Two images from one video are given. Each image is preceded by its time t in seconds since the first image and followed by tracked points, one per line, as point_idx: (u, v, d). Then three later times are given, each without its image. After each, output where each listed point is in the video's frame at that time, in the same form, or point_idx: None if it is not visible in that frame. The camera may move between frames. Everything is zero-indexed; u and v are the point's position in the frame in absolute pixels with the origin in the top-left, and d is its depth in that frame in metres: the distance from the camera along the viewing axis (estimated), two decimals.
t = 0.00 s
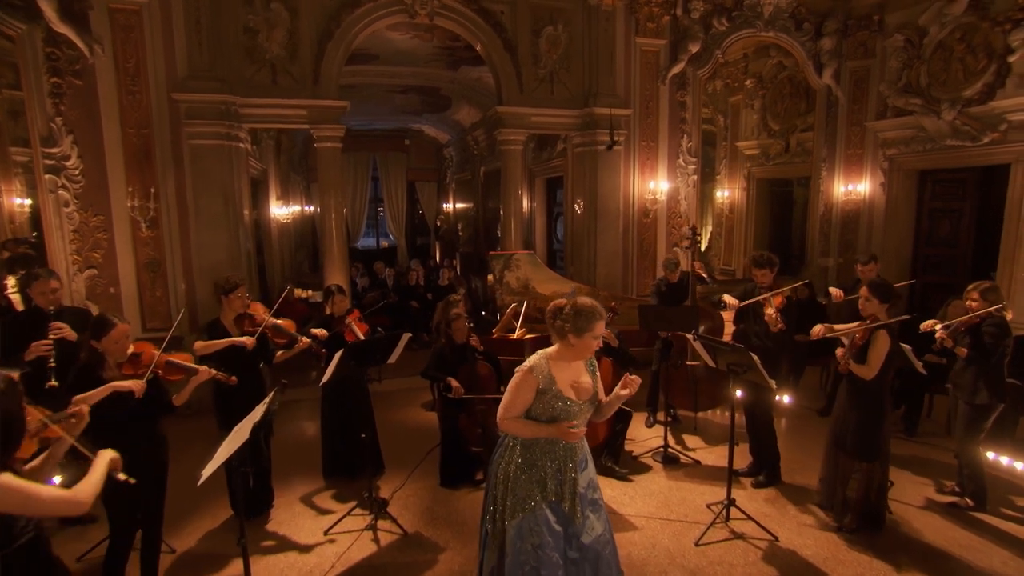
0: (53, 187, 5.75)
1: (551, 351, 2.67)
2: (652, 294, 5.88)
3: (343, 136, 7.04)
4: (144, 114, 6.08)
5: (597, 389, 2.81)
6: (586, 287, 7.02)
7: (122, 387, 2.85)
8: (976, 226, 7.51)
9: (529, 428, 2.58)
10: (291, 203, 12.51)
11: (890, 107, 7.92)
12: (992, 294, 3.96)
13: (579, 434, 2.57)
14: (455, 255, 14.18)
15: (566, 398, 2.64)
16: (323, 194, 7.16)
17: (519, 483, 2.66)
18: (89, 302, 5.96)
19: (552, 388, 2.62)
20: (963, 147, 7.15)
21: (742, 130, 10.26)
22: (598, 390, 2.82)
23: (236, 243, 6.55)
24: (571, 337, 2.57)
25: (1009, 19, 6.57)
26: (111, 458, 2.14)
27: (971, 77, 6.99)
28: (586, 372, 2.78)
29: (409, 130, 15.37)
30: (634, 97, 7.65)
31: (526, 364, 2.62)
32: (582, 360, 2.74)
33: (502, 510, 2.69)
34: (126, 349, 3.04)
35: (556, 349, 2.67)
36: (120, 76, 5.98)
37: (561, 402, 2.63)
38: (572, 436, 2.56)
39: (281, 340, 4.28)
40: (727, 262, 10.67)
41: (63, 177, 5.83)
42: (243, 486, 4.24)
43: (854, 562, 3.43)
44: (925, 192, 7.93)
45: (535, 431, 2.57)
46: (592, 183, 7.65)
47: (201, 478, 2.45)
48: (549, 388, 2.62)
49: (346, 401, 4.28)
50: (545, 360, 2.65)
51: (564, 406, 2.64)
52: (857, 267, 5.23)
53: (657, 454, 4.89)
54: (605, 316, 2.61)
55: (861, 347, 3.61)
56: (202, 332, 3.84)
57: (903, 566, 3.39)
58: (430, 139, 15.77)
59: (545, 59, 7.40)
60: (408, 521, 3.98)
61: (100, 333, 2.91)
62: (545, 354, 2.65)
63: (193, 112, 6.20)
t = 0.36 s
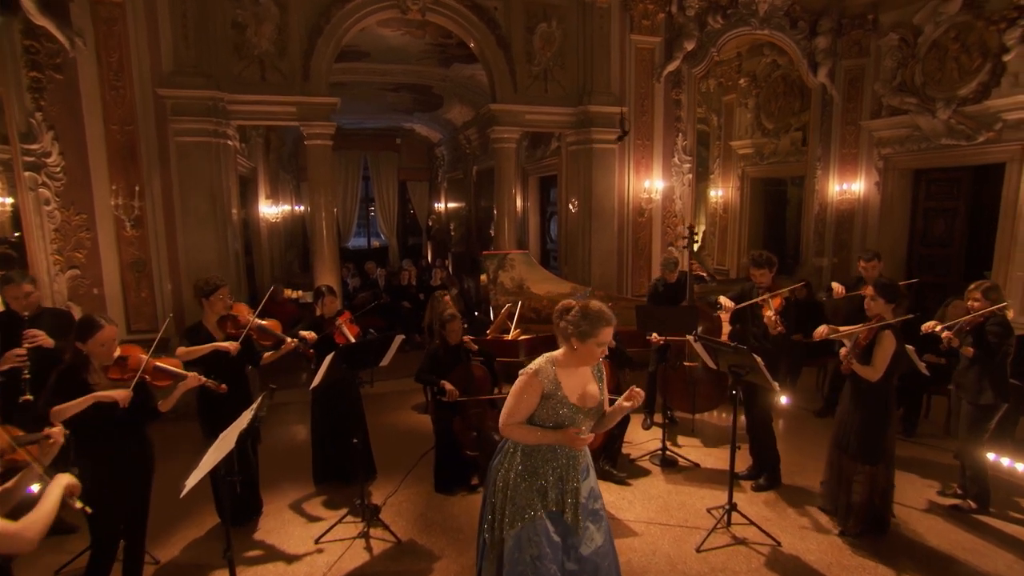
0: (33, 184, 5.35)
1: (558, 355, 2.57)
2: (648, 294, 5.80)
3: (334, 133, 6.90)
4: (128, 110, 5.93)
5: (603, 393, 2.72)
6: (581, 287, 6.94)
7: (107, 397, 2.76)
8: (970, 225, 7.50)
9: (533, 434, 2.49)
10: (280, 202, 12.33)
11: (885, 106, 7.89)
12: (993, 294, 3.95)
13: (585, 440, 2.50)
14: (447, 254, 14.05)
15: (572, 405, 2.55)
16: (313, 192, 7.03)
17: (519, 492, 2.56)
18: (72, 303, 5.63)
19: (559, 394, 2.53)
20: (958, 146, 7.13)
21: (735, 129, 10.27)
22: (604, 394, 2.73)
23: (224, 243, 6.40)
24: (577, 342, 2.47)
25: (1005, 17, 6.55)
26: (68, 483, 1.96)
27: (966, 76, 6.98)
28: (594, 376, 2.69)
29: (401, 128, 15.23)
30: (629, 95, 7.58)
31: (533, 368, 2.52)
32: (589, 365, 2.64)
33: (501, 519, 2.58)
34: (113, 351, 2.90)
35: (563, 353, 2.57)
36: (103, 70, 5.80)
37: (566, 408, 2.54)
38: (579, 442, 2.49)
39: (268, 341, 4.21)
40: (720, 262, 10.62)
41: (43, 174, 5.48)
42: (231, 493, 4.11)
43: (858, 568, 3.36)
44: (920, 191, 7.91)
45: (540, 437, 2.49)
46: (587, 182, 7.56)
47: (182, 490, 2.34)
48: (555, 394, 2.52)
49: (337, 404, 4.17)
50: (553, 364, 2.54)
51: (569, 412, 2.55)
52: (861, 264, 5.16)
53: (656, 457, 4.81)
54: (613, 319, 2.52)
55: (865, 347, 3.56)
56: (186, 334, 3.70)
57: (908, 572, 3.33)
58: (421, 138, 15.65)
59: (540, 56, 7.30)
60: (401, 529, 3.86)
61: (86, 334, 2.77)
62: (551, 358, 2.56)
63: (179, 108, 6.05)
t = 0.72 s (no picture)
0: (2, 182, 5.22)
1: (550, 362, 2.51)
2: (637, 294, 5.73)
3: (316, 131, 6.75)
4: (99, 105, 5.70)
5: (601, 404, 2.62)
6: (568, 288, 6.86)
7: (79, 404, 2.59)
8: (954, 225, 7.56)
9: (526, 443, 2.39)
10: (261, 202, 12.07)
11: (870, 107, 7.93)
12: (982, 293, 3.95)
13: (579, 446, 2.35)
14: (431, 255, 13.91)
15: (564, 413, 2.47)
16: (295, 192, 6.85)
17: (506, 501, 2.49)
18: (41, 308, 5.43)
19: (550, 402, 2.45)
20: (942, 147, 7.18)
21: (720, 130, 10.28)
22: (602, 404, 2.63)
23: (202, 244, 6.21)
24: (567, 346, 2.41)
25: (986, 19, 6.60)
26: (24, 487, 1.80)
27: (949, 77, 7.02)
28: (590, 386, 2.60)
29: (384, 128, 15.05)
30: (616, 94, 7.52)
31: (523, 375, 2.45)
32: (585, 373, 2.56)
33: (486, 528, 2.52)
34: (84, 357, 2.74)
35: (555, 360, 2.50)
36: (72, 64, 5.58)
37: (559, 417, 2.46)
38: (573, 448, 2.34)
39: (247, 349, 4.00)
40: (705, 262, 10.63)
41: (10, 172, 5.32)
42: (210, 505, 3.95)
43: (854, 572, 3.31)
44: (903, 192, 7.97)
45: (533, 445, 2.38)
46: (573, 182, 7.49)
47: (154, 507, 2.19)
48: (546, 402, 2.44)
49: (320, 411, 4.02)
50: (544, 371, 2.47)
51: (562, 421, 2.46)
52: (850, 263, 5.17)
53: (647, 461, 4.74)
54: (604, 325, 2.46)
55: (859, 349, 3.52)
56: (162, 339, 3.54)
57: None
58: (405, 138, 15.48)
59: (526, 54, 7.19)
60: (387, 539, 3.74)
61: (56, 338, 2.62)
62: (542, 365, 2.49)
63: (154, 104, 5.84)
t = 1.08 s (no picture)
0: None
1: (531, 374, 2.44)
2: (619, 296, 5.67)
3: (288, 129, 6.53)
4: (57, 101, 5.43)
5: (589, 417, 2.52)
6: (548, 290, 6.78)
7: (30, 422, 2.40)
8: (925, 225, 7.69)
9: (510, 457, 2.29)
10: (231, 202, 11.74)
11: (844, 109, 8.02)
12: (963, 295, 3.96)
13: (563, 452, 2.24)
14: (407, 256, 13.72)
15: (548, 426, 2.37)
16: (266, 192, 6.63)
17: (486, 514, 2.39)
18: None
19: (533, 415, 2.36)
20: (914, 149, 7.29)
21: (696, 130, 10.33)
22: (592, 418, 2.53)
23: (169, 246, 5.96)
24: (540, 355, 2.37)
25: (955, 24, 6.71)
26: None
27: (920, 80, 7.13)
28: (577, 399, 2.51)
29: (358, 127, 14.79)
30: (595, 94, 7.46)
31: (504, 389, 2.38)
32: (569, 385, 2.48)
33: (467, 541, 2.44)
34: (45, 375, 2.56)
35: (536, 372, 2.43)
36: (26, 56, 5.29)
37: (542, 430, 2.36)
38: (557, 454, 2.24)
39: (220, 359, 3.78)
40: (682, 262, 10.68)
41: None
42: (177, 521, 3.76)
43: None
44: (876, 193, 8.08)
45: (516, 460, 2.27)
46: (552, 182, 7.42)
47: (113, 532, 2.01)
48: (528, 414, 2.35)
49: (295, 421, 3.85)
50: (525, 384, 2.39)
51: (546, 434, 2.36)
52: (830, 265, 5.20)
53: (630, 465, 4.68)
54: (578, 332, 2.43)
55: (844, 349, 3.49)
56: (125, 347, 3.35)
57: None
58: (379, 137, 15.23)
59: (503, 52, 7.09)
60: (365, 553, 3.60)
61: (16, 353, 2.45)
62: (522, 378, 2.42)
63: (115, 99, 5.58)
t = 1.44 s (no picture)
0: None
1: (510, 383, 2.34)
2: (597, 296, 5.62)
3: (255, 126, 6.30)
4: (2, 92, 5.07)
5: (575, 426, 2.40)
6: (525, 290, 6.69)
7: None
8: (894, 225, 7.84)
9: (484, 470, 2.18)
10: (195, 201, 11.35)
11: (815, 110, 8.12)
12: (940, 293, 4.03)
13: (535, 468, 2.13)
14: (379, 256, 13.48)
15: (526, 437, 2.27)
16: (233, 192, 6.38)
17: (468, 531, 2.30)
18: None
19: (509, 425, 2.26)
20: (882, 149, 7.42)
21: (670, 130, 10.38)
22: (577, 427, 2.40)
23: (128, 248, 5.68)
24: (516, 363, 2.27)
25: (921, 28, 6.86)
26: None
27: (888, 82, 7.26)
28: (560, 409, 2.39)
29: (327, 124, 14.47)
30: (570, 92, 7.40)
31: (480, 398, 2.30)
32: (552, 394, 2.36)
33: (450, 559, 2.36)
34: None
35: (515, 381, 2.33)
36: None
37: (519, 442, 2.26)
38: (530, 472, 2.12)
39: (190, 367, 3.54)
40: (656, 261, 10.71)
41: None
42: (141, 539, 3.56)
43: None
44: (846, 193, 8.22)
45: (489, 473, 2.18)
46: (528, 181, 7.33)
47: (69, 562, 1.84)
48: (504, 424, 2.26)
49: (267, 431, 3.69)
50: (503, 393, 2.30)
51: (524, 446, 2.26)
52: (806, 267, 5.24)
53: (612, 468, 4.62)
54: (563, 344, 2.31)
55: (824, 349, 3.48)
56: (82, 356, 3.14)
57: None
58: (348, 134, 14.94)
59: (478, 49, 6.97)
60: (342, 568, 3.45)
61: None
62: (500, 387, 2.33)
63: (69, 92, 5.28)
